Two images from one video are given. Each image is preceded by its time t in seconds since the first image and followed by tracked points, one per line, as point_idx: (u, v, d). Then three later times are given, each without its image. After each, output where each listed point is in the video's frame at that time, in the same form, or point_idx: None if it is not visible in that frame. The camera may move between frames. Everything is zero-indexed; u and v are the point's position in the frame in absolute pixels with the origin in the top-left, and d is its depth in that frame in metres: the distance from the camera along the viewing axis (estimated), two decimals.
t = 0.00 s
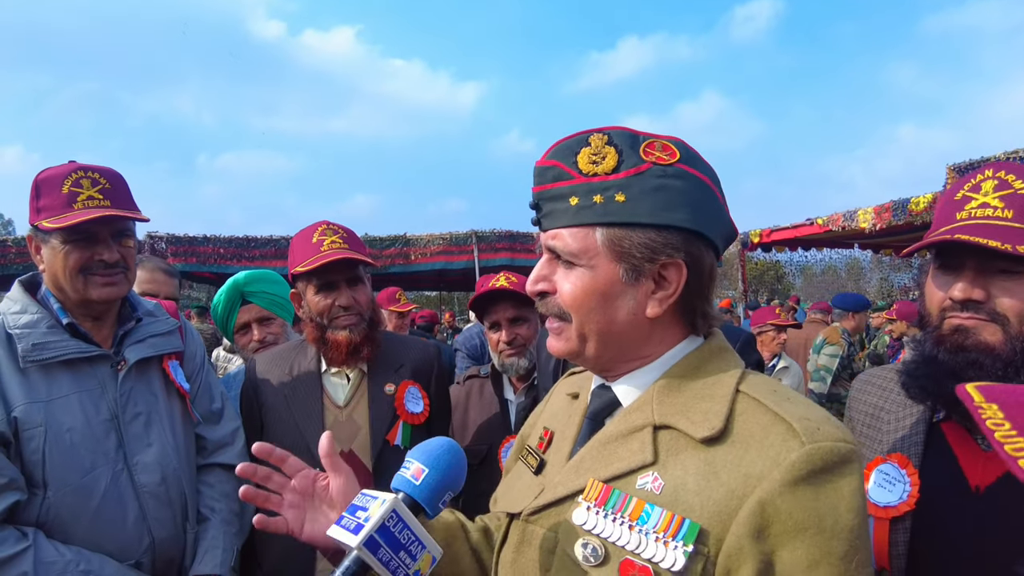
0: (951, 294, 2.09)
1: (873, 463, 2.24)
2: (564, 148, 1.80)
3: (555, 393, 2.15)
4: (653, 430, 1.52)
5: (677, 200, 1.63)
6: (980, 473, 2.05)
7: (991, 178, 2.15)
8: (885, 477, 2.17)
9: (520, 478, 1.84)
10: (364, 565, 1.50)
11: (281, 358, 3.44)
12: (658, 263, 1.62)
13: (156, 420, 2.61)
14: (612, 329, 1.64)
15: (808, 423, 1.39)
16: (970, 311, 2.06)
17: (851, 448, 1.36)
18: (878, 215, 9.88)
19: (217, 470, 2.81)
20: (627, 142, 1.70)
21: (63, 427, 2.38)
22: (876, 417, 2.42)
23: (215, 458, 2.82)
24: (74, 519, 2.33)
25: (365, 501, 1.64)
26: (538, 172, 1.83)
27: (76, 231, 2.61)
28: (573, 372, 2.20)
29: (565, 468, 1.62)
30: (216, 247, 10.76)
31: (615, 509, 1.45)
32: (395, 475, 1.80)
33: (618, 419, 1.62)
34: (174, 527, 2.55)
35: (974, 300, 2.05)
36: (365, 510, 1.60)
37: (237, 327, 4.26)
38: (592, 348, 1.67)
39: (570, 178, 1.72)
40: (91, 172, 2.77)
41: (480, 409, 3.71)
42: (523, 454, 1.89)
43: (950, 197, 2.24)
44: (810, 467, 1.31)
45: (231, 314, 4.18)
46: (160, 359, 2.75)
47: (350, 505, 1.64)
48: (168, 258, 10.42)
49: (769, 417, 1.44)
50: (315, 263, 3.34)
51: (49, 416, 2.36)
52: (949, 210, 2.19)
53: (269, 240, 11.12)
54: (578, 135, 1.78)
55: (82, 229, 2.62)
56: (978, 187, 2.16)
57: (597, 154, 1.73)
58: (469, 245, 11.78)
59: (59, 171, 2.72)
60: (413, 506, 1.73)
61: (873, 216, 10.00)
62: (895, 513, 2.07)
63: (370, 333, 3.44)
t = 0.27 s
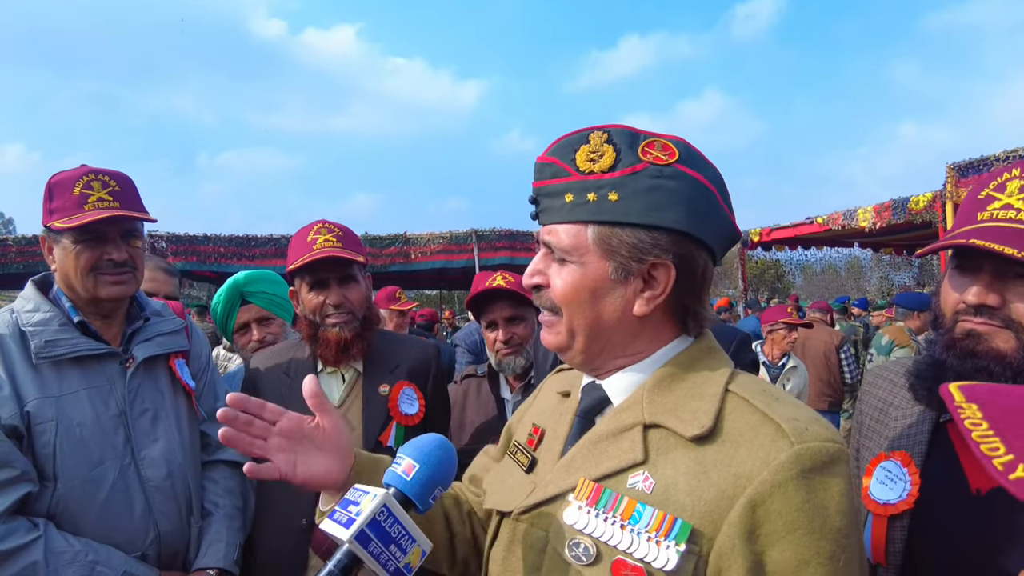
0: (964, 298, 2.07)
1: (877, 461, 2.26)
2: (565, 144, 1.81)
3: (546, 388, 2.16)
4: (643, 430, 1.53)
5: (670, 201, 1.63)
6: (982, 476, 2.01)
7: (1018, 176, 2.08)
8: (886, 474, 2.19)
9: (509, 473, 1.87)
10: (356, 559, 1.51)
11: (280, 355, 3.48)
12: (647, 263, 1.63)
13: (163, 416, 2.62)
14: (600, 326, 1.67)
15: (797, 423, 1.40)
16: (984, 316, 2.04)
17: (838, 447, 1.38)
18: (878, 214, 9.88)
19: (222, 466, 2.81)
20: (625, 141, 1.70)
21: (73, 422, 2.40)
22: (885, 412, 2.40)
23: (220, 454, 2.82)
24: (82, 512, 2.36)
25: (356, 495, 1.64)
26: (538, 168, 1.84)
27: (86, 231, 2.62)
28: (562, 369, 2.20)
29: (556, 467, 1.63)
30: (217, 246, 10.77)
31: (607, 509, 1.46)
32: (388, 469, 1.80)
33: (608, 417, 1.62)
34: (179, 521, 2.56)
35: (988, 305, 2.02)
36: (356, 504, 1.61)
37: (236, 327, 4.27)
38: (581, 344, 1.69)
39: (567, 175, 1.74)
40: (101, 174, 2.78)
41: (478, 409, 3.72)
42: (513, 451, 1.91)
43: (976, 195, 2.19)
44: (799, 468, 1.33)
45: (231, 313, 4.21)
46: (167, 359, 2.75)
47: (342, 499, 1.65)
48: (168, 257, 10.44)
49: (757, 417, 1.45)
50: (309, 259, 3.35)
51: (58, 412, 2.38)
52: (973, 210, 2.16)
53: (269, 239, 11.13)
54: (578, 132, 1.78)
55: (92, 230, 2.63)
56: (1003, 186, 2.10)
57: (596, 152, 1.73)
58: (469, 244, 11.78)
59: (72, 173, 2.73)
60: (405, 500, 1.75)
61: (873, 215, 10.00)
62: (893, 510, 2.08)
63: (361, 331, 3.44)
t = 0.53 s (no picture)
0: (987, 290, 2.06)
1: (890, 457, 2.24)
2: (516, 163, 1.77)
3: (534, 389, 2.15)
4: (642, 427, 1.53)
5: (632, 202, 1.64)
6: (994, 476, 1.97)
7: None
8: (898, 471, 2.18)
9: (506, 477, 1.84)
10: (344, 554, 1.52)
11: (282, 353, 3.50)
12: (627, 264, 1.63)
13: (172, 414, 2.62)
14: (589, 335, 1.63)
15: (795, 411, 1.41)
16: (1004, 310, 2.03)
17: (836, 431, 1.39)
18: (878, 212, 9.88)
19: (229, 463, 2.82)
20: (578, 149, 1.70)
21: (85, 418, 2.40)
22: (899, 408, 2.37)
23: (227, 452, 2.82)
24: (92, 508, 2.35)
25: (345, 491, 1.64)
26: (493, 191, 1.79)
27: (101, 232, 2.62)
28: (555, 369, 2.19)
29: (556, 470, 1.60)
30: (216, 246, 10.76)
31: (613, 509, 1.45)
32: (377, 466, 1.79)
33: (606, 416, 1.61)
34: (186, 518, 2.56)
35: (1010, 298, 2.01)
36: (344, 500, 1.60)
37: (236, 326, 4.27)
38: (569, 357, 1.66)
39: (527, 194, 1.70)
40: (118, 176, 2.78)
41: (478, 408, 3.72)
42: (506, 454, 1.87)
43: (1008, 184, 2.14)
44: (802, 455, 1.33)
45: (230, 311, 4.22)
46: (178, 356, 2.75)
47: (331, 495, 1.64)
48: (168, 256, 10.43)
49: (755, 408, 1.45)
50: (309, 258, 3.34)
51: (70, 408, 2.38)
52: (1002, 200, 2.12)
53: (269, 239, 11.13)
54: (527, 148, 1.76)
55: (107, 230, 2.63)
56: None
57: (549, 166, 1.72)
58: (469, 243, 11.77)
59: (88, 174, 2.73)
60: (394, 496, 1.73)
61: (873, 214, 10.00)
62: (903, 508, 2.06)
63: (361, 330, 3.42)
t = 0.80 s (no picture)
0: (993, 291, 2.10)
1: (899, 458, 2.24)
2: (552, 147, 1.83)
3: (529, 391, 2.16)
4: (653, 418, 1.54)
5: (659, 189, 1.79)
6: (1008, 478, 1.98)
7: None
8: (909, 472, 2.18)
9: (504, 478, 1.82)
10: (340, 569, 1.54)
11: (288, 349, 3.51)
12: (666, 240, 1.73)
13: (178, 412, 2.64)
14: (645, 302, 1.66)
15: (803, 396, 1.44)
16: (1012, 309, 2.06)
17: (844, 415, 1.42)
18: (879, 211, 9.91)
19: (232, 462, 2.84)
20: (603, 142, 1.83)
21: (93, 415, 2.43)
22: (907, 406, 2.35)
23: (231, 450, 2.85)
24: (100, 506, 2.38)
25: (340, 505, 1.66)
26: (537, 167, 1.79)
27: (109, 232, 2.64)
28: (548, 371, 2.20)
29: (567, 465, 1.60)
30: (217, 244, 10.79)
31: (629, 497, 1.46)
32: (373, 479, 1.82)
33: (615, 410, 1.62)
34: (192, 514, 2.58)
35: (1018, 297, 2.05)
36: (340, 514, 1.62)
37: (235, 326, 4.31)
38: (629, 326, 1.64)
39: (574, 168, 1.73)
40: (126, 176, 2.80)
41: (479, 406, 3.74)
42: (507, 455, 1.86)
43: (1013, 187, 2.22)
44: (813, 437, 1.36)
45: (229, 313, 4.26)
46: (183, 355, 2.76)
47: (328, 509, 1.66)
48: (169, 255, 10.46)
49: (765, 395, 1.48)
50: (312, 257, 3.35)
51: (79, 405, 2.41)
52: (1009, 200, 2.18)
53: (270, 237, 11.15)
54: (557, 137, 1.83)
55: (115, 230, 2.65)
56: None
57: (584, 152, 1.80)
58: (470, 242, 11.80)
59: (96, 174, 2.75)
60: (390, 510, 1.76)
61: (873, 213, 10.02)
62: (915, 509, 2.08)
63: (362, 330, 3.44)
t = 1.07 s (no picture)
0: (1004, 296, 2.09)
1: (906, 458, 2.24)
2: (557, 145, 1.84)
3: (530, 391, 2.16)
4: (654, 417, 1.54)
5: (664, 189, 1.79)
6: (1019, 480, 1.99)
7: None
8: (918, 473, 2.18)
9: (504, 475, 1.83)
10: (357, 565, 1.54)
11: (291, 348, 3.52)
12: (669, 239, 1.74)
13: (179, 409, 2.64)
14: (649, 301, 1.66)
15: (804, 397, 1.44)
16: None
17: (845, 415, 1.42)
18: (879, 210, 9.90)
19: (233, 458, 2.85)
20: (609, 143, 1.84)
21: (94, 411, 2.43)
22: (914, 408, 2.35)
23: (232, 447, 2.86)
24: (101, 501, 2.38)
25: (359, 500, 1.65)
26: (543, 164, 1.79)
27: (106, 228, 2.64)
28: (549, 370, 2.20)
29: (567, 464, 1.60)
30: (217, 243, 10.78)
31: (628, 497, 1.46)
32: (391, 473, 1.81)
33: (616, 409, 1.62)
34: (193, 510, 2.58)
35: None
36: (358, 510, 1.62)
37: (235, 327, 4.30)
38: (633, 324, 1.64)
39: (579, 167, 1.74)
40: (123, 173, 2.80)
41: (478, 404, 3.73)
42: (508, 453, 1.86)
43: (1005, 191, 2.24)
44: (813, 437, 1.35)
45: (229, 314, 4.25)
46: (182, 352, 2.77)
47: (345, 504, 1.65)
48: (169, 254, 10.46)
49: (765, 395, 1.48)
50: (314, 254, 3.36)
51: (80, 401, 2.41)
52: (1005, 204, 2.20)
53: (270, 236, 11.15)
54: (563, 136, 1.84)
55: (112, 226, 2.65)
56: None
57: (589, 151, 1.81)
58: (470, 241, 11.80)
59: (94, 172, 2.76)
60: (408, 506, 1.76)
61: (874, 212, 10.02)
62: (925, 511, 2.08)
63: (362, 327, 3.45)
